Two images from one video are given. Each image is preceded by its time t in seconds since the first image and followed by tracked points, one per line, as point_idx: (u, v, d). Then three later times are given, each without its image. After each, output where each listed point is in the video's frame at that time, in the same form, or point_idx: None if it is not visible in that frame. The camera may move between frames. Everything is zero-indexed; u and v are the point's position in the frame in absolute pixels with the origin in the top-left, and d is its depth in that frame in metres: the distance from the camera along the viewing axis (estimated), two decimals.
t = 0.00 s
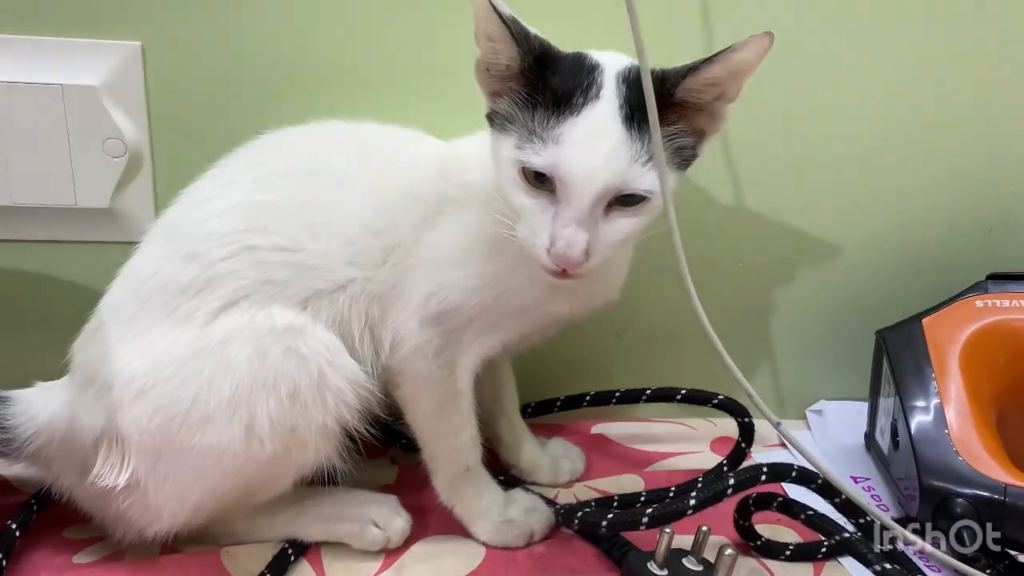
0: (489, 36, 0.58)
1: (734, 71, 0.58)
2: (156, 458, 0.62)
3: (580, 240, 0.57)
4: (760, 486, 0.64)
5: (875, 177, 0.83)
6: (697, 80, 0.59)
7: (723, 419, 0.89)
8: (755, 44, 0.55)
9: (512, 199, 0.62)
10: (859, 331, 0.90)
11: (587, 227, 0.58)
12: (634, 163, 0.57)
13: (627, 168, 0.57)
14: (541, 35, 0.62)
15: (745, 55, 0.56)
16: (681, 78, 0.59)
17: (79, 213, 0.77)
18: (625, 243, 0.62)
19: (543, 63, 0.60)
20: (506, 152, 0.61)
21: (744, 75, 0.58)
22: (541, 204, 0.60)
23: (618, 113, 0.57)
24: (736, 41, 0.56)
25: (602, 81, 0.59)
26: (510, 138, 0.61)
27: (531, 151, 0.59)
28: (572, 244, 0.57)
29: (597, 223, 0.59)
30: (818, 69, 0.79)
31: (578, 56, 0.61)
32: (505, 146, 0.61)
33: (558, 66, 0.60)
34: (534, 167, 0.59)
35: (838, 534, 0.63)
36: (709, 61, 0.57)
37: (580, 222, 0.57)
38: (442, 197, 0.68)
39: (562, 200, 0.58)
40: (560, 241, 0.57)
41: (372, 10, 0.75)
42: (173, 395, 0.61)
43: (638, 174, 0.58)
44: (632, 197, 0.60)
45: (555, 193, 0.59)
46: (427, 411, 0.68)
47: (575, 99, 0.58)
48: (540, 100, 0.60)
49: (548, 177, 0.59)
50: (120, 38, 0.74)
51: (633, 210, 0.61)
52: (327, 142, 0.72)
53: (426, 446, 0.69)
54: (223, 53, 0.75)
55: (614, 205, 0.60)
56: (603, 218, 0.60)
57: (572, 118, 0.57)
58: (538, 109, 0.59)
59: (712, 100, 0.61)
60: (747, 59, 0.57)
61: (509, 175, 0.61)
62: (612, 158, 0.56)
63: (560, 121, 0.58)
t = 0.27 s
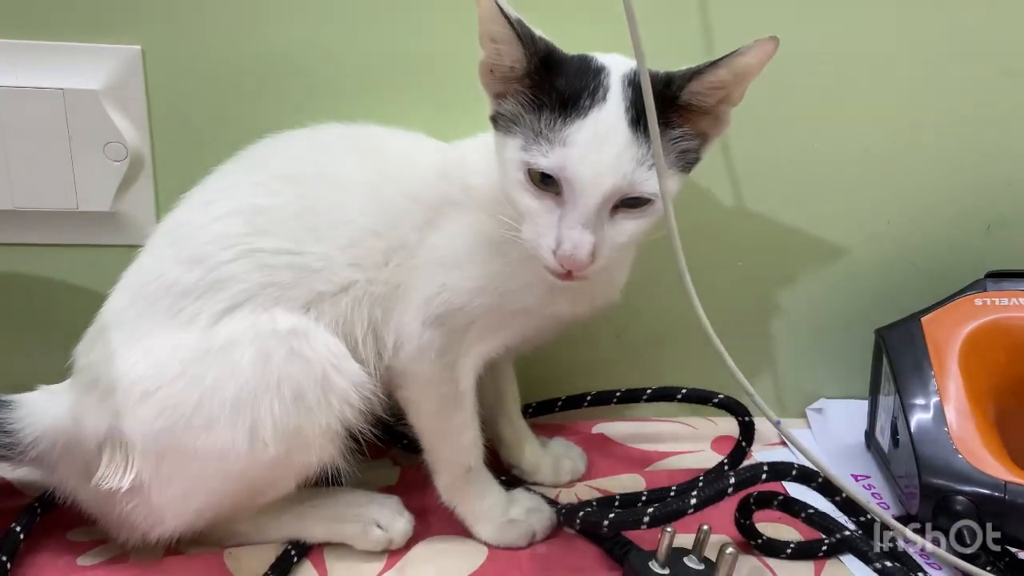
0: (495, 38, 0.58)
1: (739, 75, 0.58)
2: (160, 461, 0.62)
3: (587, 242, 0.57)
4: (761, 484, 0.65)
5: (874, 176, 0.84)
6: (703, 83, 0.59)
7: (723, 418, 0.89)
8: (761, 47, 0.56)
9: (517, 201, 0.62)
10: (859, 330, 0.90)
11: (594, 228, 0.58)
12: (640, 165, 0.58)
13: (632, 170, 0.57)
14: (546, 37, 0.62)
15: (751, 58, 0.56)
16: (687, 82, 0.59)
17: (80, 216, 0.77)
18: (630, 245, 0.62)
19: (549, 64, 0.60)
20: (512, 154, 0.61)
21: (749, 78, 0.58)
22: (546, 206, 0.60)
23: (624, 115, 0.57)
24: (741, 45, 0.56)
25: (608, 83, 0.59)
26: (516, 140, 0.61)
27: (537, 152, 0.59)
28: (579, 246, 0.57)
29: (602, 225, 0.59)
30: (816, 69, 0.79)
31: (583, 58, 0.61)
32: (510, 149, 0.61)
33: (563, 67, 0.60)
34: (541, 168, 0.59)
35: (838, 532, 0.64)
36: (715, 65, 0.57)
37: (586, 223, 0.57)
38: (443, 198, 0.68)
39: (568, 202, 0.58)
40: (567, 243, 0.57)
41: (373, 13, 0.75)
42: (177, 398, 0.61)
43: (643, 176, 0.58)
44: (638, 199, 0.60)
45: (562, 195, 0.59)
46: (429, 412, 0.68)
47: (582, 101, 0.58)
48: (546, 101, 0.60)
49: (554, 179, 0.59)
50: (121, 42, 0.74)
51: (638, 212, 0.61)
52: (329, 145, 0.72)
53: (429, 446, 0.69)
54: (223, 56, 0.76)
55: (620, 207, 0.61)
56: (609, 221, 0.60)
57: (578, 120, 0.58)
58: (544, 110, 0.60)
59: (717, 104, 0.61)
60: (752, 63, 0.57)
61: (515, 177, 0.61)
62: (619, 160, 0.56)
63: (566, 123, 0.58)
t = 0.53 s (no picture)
0: (501, 40, 0.59)
1: (741, 80, 0.58)
2: (162, 463, 0.62)
3: (590, 245, 0.58)
4: (759, 485, 0.65)
5: (872, 178, 0.84)
6: (705, 88, 0.59)
7: (722, 419, 0.90)
8: (764, 53, 0.56)
9: (519, 204, 0.62)
10: (857, 331, 0.91)
11: (597, 232, 0.58)
12: (643, 170, 0.58)
13: (636, 174, 0.57)
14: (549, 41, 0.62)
15: (753, 64, 0.57)
16: (689, 86, 0.60)
17: (82, 219, 0.78)
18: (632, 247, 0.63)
19: (553, 67, 0.60)
20: (515, 158, 0.62)
21: (751, 84, 0.59)
22: (549, 210, 0.60)
23: (627, 120, 0.58)
24: (743, 51, 0.57)
25: (611, 88, 0.59)
26: (519, 144, 0.61)
27: (540, 156, 0.60)
28: (582, 249, 0.57)
29: (605, 229, 0.60)
30: (814, 71, 0.80)
31: (585, 62, 0.62)
32: (514, 152, 0.62)
33: (567, 70, 0.60)
34: (543, 172, 0.59)
35: (835, 533, 0.65)
36: (717, 70, 0.58)
37: (590, 227, 0.58)
38: (444, 200, 0.69)
39: (572, 205, 0.59)
40: (570, 246, 0.58)
41: (374, 17, 0.75)
42: (180, 399, 0.62)
43: (646, 181, 0.58)
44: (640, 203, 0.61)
45: (564, 199, 0.60)
46: (429, 413, 0.68)
47: (585, 105, 0.59)
48: (549, 105, 0.60)
49: (557, 183, 0.60)
50: (122, 45, 0.74)
51: (639, 216, 0.62)
52: (330, 149, 0.72)
53: (429, 448, 0.70)
54: (224, 59, 0.76)
55: (622, 211, 0.61)
56: (612, 225, 0.61)
57: (582, 124, 0.58)
58: (547, 114, 0.60)
59: (718, 109, 0.62)
60: (754, 69, 0.57)
61: (518, 181, 0.62)
62: (624, 165, 0.57)
63: (570, 127, 0.58)
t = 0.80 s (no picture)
0: (498, 43, 0.58)
1: (734, 81, 0.58)
2: (160, 461, 0.62)
3: (584, 245, 0.58)
4: (755, 485, 0.65)
5: (868, 177, 0.84)
6: (698, 89, 0.60)
7: (718, 418, 0.90)
8: (756, 54, 0.56)
9: (515, 204, 0.62)
10: (853, 331, 0.91)
11: (591, 233, 0.59)
12: (637, 169, 0.58)
13: (630, 174, 0.57)
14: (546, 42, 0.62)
15: (745, 65, 0.56)
16: (683, 87, 0.60)
17: (78, 218, 0.78)
18: (628, 247, 0.63)
19: (550, 68, 0.60)
20: (511, 158, 0.62)
21: (744, 85, 0.59)
22: (545, 211, 0.60)
23: (622, 120, 0.58)
24: (737, 51, 0.57)
25: (607, 88, 0.59)
26: (515, 144, 0.62)
27: (536, 156, 0.60)
28: (577, 249, 0.57)
29: (600, 228, 0.60)
30: (810, 72, 0.80)
31: (582, 63, 0.62)
32: (510, 152, 0.62)
33: (564, 71, 0.61)
34: (539, 172, 0.60)
35: (831, 532, 0.65)
36: (710, 70, 0.58)
37: (585, 226, 0.58)
38: (439, 199, 0.69)
39: (567, 205, 0.59)
40: (564, 245, 0.58)
41: (372, 17, 0.75)
42: (177, 397, 0.62)
43: (641, 180, 0.58)
44: (635, 204, 0.61)
45: (559, 199, 0.60)
46: (425, 413, 0.68)
47: (582, 106, 0.59)
48: (546, 106, 0.60)
49: (552, 183, 0.60)
50: (118, 45, 0.74)
51: (634, 217, 0.61)
52: (326, 148, 0.72)
53: (425, 447, 0.70)
54: (221, 59, 0.76)
55: (617, 211, 0.61)
56: (607, 225, 0.61)
57: (578, 124, 0.58)
58: (544, 115, 0.60)
59: (713, 111, 0.62)
60: (747, 70, 0.57)
61: (514, 180, 0.62)
62: (618, 165, 0.57)
63: (566, 128, 0.59)
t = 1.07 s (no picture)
0: (498, 37, 0.58)
1: (734, 75, 0.58)
2: (156, 457, 0.62)
3: (585, 241, 0.57)
4: (753, 482, 0.65)
5: (867, 174, 0.84)
6: (697, 83, 0.59)
7: (717, 416, 0.90)
8: (755, 48, 0.56)
9: (514, 199, 0.62)
10: (851, 328, 0.91)
11: (591, 229, 0.59)
12: (638, 165, 0.58)
13: (631, 169, 0.57)
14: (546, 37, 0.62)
15: (745, 58, 0.56)
16: (682, 81, 0.60)
17: (75, 214, 0.78)
18: (628, 242, 0.63)
19: (551, 63, 0.60)
20: (510, 153, 0.61)
21: (743, 80, 0.59)
22: (545, 206, 0.60)
23: (622, 116, 0.58)
24: (735, 45, 0.57)
25: (608, 83, 0.59)
26: (515, 139, 0.61)
27: (537, 150, 0.59)
28: (578, 244, 0.57)
29: (599, 224, 0.60)
30: (810, 68, 0.80)
31: (582, 58, 0.61)
32: (509, 148, 0.61)
33: (565, 66, 0.60)
34: (539, 166, 0.59)
35: (829, 530, 0.64)
36: (710, 64, 0.57)
37: (584, 223, 0.58)
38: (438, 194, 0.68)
39: (567, 201, 0.58)
40: (565, 241, 0.57)
41: (370, 12, 0.75)
42: (173, 393, 0.61)
43: (642, 176, 0.58)
44: (635, 199, 0.61)
45: (560, 194, 0.60)
46: (421, 409, 0.68)
47: (583, 101, 0.58)
48: (547, 101, 0.60)
49: (552, 178, 0.60)
50: (115, 39, 0.74)
51: (634, 212, 0.62)
52: (323, 144, 0.72)
53: (421, 444, 0.70)
54: (218, 53, 0.76)
55: (616, 207, 0.61)
56: (606, 221, 0.61)
57: (580, 120, 0.58)
58: (545, 110, 0.59)
59: (712, 106, 0.62)
60: (746, 64, 0.57)
61: (513, 176, 0.61)
62: (617, 161, 0.57)
63: (567, 123, 0.58)
